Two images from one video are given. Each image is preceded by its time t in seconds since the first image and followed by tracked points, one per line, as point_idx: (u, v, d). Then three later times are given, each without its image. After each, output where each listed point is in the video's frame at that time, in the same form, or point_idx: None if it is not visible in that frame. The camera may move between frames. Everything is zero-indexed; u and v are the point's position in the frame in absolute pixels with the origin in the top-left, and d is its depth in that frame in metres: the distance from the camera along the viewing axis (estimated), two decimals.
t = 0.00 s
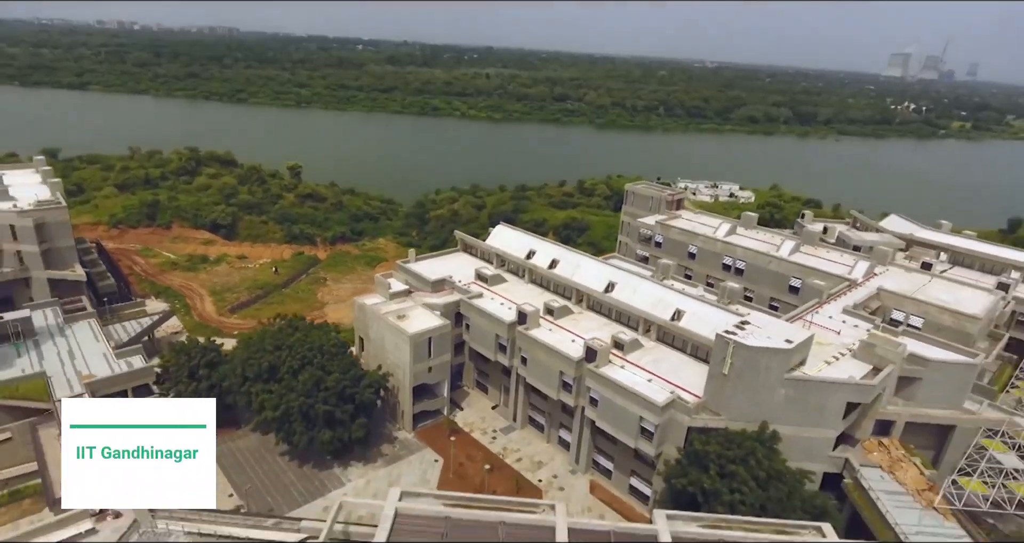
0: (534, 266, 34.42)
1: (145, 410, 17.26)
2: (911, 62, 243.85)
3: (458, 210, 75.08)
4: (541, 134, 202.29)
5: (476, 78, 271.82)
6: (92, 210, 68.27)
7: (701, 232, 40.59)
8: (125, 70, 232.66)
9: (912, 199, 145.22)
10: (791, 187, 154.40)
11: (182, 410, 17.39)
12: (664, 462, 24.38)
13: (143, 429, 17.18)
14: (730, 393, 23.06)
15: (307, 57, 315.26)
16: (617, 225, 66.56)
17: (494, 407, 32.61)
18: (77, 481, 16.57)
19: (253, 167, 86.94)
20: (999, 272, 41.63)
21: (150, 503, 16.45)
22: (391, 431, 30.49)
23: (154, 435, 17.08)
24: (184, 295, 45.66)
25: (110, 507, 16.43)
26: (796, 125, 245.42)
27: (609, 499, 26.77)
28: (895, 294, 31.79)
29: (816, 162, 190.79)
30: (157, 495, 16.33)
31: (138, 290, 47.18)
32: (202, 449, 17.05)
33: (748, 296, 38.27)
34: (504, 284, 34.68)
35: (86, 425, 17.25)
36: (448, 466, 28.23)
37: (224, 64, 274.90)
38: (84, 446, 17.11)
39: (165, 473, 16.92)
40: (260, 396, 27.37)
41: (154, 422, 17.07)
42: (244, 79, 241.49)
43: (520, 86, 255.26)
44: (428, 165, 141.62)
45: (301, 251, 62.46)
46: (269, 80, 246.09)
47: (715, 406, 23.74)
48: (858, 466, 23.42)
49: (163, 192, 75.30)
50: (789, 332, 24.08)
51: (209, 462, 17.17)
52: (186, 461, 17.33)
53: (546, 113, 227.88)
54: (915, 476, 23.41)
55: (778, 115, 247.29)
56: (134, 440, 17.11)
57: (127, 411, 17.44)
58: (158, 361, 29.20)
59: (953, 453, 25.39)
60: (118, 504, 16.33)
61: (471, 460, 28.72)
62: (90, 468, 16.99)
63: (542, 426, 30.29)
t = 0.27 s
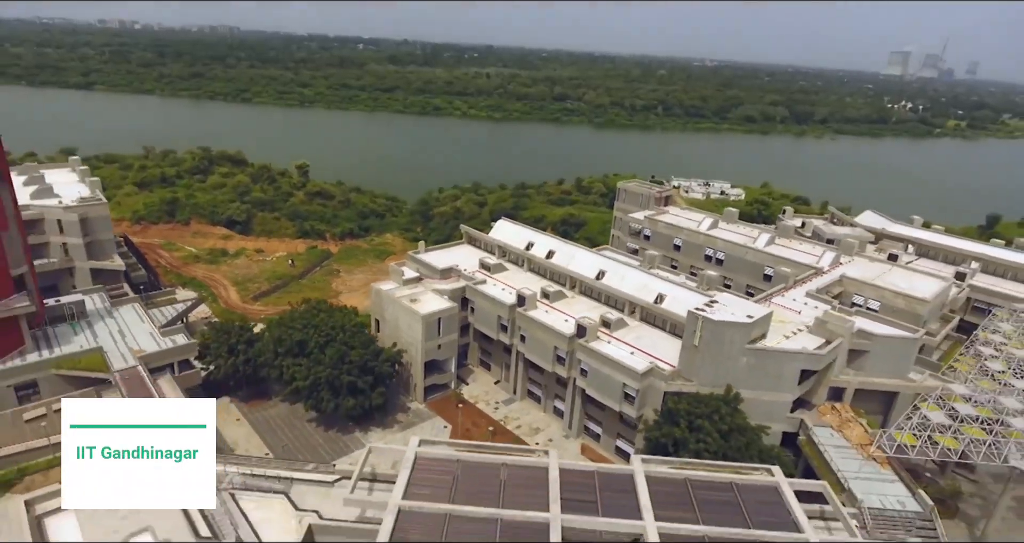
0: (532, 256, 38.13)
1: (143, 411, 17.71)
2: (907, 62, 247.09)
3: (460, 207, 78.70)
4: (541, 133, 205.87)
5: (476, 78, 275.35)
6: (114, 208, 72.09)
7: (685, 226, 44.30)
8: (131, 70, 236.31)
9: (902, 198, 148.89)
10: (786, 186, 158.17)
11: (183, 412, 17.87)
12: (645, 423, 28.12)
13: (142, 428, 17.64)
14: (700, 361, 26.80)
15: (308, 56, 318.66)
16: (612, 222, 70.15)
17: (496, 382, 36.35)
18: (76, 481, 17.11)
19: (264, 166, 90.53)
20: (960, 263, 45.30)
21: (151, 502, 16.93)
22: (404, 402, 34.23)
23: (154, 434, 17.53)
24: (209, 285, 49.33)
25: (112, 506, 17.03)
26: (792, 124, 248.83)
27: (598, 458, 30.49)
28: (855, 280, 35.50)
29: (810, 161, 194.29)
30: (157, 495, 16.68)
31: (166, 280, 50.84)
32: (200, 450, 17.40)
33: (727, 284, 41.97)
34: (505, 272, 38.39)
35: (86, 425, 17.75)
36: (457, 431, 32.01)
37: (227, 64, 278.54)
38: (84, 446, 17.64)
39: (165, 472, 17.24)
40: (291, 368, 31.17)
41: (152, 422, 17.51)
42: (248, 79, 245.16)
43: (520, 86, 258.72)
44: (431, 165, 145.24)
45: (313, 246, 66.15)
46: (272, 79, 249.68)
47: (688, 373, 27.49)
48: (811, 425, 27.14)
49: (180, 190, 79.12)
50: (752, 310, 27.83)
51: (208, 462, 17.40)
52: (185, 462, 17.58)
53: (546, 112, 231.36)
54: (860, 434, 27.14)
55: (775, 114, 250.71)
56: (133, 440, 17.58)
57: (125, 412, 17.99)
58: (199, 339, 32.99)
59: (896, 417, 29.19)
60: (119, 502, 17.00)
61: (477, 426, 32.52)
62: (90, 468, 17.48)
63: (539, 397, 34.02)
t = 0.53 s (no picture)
0: (531, 247, 42.18)
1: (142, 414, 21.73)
2: (903, 62, 250.43)
3: (463, 205, 82.52)
4: (540, 132, 209.65)
5: (477, 77, 278.85)
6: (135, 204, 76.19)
7: (672, 221, 48.34)
8: (136, 69, 239.81)
9: (892, 198, 152.61)
10: (780, 185, 162.15)
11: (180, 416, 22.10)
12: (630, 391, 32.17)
13: (141, 431, 21.68)
14: (676, 336, 30.89)
15: (311, 55, 321.95)
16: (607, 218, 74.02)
17: (498, 361, 40.41)
18: (81, 476, 21.57)
19: (274, 165, 94.42)
20: (924, 255, 49.37)
21: (150, 496, 21.25)
22: (416, 377, 38.26)
23: (154, 436, 21.60)
24: (233, 275, 53.36)
25: (111, 500, 21.70)
26: (788, 123, 252.50)
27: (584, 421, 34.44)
28: (821, 269, 39.55)
29: (804, 160, 197.93)
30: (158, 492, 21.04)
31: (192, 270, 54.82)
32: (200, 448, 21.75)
33: (709, 274, 46.04)
34: (507, 262, 42.40)
35: (87, 428, 21.93)
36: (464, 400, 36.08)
37: (230, 63, 282.01)
38: (85, 447, 21.86)
39: (165, 471, 21.45)
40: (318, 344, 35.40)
41: (154, 425, 21.58)
42: (252, 79, 248.74)
43: (520, 85, 262.25)
44: (433, 163, 149.09)
45: (325, 241, 70.10)
46: (275, 79, 253.21)
47: (666, 347, 31.58)
48: (773, 392, 31.21)
49: (196, 188, 83.13)
50: (721, 292, 32.00)
51: (204, 462, 21.77)
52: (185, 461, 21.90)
53: (546, 111, 235.03)
54: (815, 400, 31.27)
55: (772, 113, 254.17)
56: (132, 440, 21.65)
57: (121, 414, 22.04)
58: (233, 320, 37.07)
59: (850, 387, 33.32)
60: (120, 497, 21.48)
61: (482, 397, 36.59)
62: (91, 466, 21.85)
63: (536, 373, 38.09)
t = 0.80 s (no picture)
0: (530, 240, 45.94)
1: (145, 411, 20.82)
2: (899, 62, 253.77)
3: (466, 202, 86.23)
4: (541, 131, 213.31)
5: (478, 77, 282.57)
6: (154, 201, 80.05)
7: (661, 216, 52.08)
8: (142, 69, 243.79)
9: (885, 196, 156.24)
10: (775, 184, 165.79)
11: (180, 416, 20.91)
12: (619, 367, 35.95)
13: (141, 431, 20.80)
14: (660, 318, 34.71)
15: (313, 55, 325.70)
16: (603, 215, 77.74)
17: (500, 344, 44.22)
18: (81, 478, 20.58)
19: (284, 164, 98.11)
20: (896, 249, 53.07)
21: (150, 497, 20.49)
22: (425, 358, 42.08)
23: (154, 437, 20.68)
24: (252, 267, 57.04)
25: (111, 501, 20.65)
26: (786, 122, 255.95)
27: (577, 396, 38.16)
28: (796, 260, 43.26)
29: (800, 159, 201.41)
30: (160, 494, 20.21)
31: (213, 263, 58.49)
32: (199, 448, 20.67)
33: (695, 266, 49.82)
34: (508, 254, 46.18)
35: (85, 427, 20.97)
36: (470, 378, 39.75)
37: (234, 62, 285.70)
38: (84, 447, 20.90)
39: (165, 472, 20.64)
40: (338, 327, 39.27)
41: (151, 426, 20.66)
42: (256, 78, 252.48)
43: (521, 85, 265.87)
44: (436, 162, 152.79)
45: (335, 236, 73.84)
46: (279, 78, 256.85)
47: (651, 328, 35.34)
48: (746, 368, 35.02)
49: (211, 186, 86.99)
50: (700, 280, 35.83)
51: (207, 462, 20.79)
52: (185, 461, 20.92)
53: (546, 111, 238.64)
54: (784, 375, 35.11)
55: (769, 113, 257.67)
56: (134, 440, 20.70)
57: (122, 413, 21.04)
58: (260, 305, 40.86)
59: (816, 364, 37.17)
60: (119, 497, 20.49)
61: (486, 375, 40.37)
62: (90, 466, 20.89)
63: (535, 354, 41.89)
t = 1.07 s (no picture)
0: (529, 234, 49.61)
1: (145, 421, 26.94)
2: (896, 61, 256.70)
3: (469, 199, 89.82)
4: (540, 130, 216.83)
5: (479, 76, 285.69)
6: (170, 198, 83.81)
7: (652, 212, 55.80)
8: (146, 69, 247.03)
9: (877, 195, 159.76)
10: (771, 182, 169.40)
11: (182, 420, 27.02)
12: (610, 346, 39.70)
13: (142, 435, 27.17)
14: (646, 302, 38.49)
15: (315, 53, 328.70)
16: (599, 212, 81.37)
17: (501, 328, 47.93)
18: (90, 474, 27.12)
19: (292, 163, 101.71)
20: (872, 242, 56.83)
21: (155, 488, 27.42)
22: (433, 341, 45.82)
23: (153, 439, 27.06)
24: (269, 260, 60.72)
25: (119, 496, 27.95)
26: (782, 121, 259.31)
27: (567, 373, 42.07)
28: (774, 251, 47.03)
29: (796, 158, 204.66)
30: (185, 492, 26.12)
31: (232, 255, 62.12)
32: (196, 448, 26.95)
33: (683, 258, 53.57)
34: (509, 246, 49.82)
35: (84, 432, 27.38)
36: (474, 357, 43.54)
37: (237, 61, 288.72)
38: (85, 449, 27.43)
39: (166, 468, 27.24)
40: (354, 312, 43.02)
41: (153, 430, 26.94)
42: (259, 78, 255.69)
43: (521, 84, 268.98)
44: (438, 160, 156.36)
45: (344, 231, 77.50)
46: (282, 78, 260.08)
47: (638, 312, 39.06)
48: (724, 347, 38.78)
49: (223, 184, 90.77)
50: (682, 268, 39.61)
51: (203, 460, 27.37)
52: (183, 459, 27.40)
53: (545, 109, 242.08)
54: (758, 353, 38.94)
55: (766, 111, 260.84)
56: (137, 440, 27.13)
57: (123, 421, 27.33)
58: (282, 293, 44.62)
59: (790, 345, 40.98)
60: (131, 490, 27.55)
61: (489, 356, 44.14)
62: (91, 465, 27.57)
63: (534, 338, 45.65)
